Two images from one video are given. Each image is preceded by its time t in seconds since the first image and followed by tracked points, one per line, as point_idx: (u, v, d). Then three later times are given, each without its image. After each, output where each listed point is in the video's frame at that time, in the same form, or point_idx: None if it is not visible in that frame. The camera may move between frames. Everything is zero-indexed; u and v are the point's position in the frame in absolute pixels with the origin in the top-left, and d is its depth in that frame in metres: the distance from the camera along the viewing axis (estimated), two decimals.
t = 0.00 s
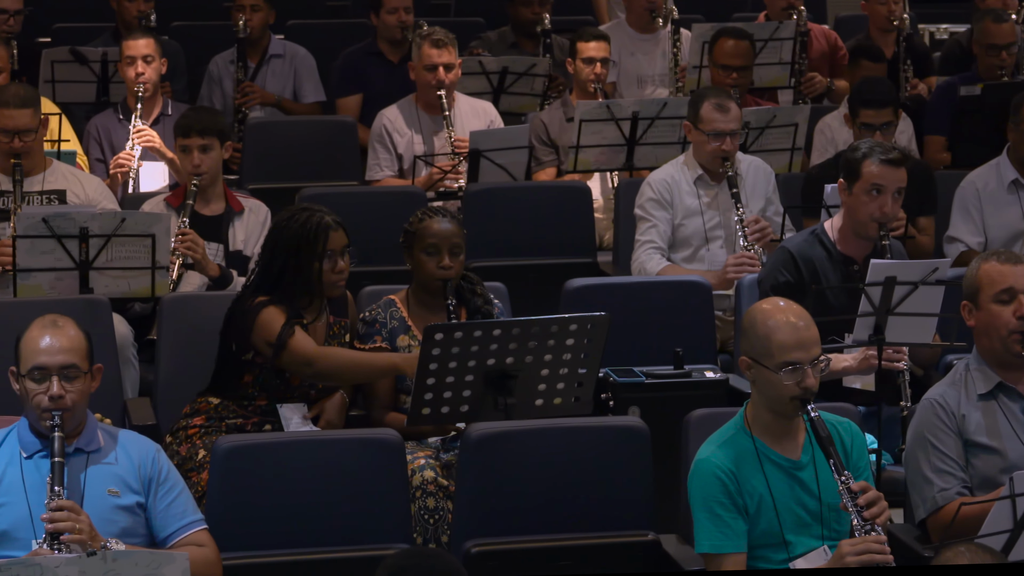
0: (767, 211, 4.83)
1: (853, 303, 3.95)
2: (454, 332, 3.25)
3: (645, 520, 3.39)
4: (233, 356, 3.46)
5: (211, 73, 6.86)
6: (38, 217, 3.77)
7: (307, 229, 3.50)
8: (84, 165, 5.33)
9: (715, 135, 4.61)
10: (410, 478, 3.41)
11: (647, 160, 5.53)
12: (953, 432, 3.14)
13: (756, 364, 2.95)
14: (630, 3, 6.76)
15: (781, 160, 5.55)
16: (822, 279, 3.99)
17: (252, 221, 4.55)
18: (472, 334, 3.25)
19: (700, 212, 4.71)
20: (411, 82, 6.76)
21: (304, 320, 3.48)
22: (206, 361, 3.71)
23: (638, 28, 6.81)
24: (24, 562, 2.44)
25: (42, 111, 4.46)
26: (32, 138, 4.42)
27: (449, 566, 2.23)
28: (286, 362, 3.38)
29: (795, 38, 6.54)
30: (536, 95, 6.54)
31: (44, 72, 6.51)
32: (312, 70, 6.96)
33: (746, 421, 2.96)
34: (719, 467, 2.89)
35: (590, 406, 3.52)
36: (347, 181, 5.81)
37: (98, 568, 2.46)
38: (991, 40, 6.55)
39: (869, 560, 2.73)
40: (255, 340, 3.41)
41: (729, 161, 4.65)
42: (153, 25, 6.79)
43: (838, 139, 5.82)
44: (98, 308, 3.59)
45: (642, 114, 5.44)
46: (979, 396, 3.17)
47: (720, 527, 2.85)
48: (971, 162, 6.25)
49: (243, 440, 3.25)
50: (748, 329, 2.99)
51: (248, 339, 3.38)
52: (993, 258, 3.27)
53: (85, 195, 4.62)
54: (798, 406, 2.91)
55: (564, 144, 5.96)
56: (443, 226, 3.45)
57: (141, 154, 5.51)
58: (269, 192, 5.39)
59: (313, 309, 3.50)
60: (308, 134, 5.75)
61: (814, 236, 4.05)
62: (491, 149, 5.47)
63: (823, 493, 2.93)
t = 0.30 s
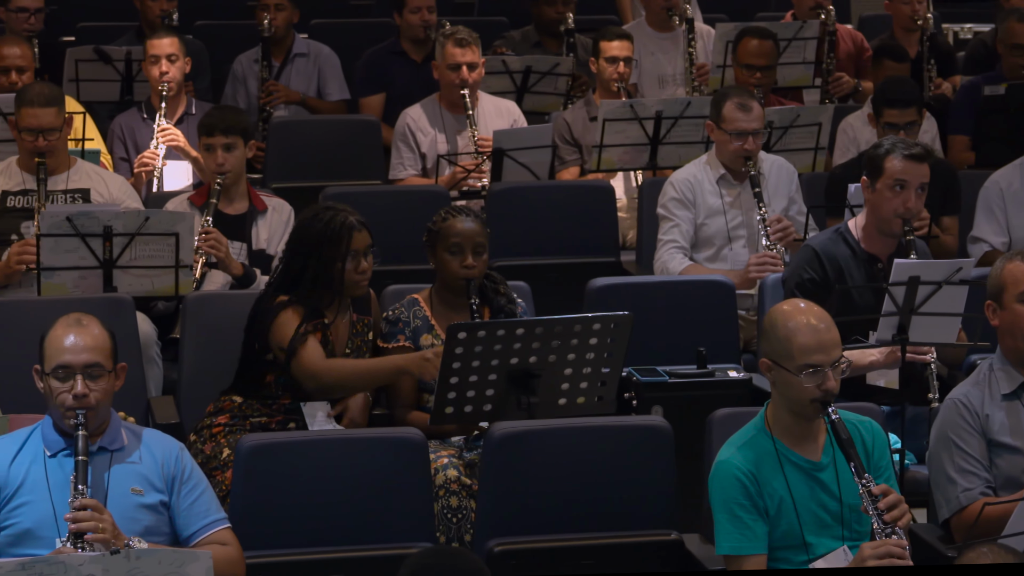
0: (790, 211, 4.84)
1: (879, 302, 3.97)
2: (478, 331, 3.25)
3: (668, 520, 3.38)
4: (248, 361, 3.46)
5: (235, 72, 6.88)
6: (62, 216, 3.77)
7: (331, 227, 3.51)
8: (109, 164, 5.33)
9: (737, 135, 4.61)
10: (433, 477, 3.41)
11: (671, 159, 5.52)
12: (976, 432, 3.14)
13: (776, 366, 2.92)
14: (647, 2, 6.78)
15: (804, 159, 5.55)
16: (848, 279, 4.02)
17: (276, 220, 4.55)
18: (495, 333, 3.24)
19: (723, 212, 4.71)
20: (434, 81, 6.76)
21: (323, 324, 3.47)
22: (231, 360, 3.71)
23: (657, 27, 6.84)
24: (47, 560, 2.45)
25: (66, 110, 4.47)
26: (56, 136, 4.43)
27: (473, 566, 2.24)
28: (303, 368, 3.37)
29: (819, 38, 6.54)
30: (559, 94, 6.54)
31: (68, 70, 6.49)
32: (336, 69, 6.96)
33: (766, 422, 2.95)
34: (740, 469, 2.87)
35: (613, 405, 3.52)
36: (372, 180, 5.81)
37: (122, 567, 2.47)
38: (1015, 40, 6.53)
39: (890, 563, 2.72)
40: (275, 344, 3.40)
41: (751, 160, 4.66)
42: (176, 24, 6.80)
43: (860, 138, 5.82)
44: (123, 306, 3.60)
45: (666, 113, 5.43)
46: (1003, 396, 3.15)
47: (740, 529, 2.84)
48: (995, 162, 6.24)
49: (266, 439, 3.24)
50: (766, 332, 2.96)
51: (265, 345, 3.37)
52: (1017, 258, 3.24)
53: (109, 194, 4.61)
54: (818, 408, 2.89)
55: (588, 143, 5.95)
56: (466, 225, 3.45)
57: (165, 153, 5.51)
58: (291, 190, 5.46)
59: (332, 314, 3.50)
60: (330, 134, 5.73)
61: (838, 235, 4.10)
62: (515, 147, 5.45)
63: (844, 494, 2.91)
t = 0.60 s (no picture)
0: (813, 209, 4.84)
1: (901, 302, 3.99)
2: (501, 330, 3.26)
3: (691, 519, 3.38)
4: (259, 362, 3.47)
5: (259, 71, 6.89)
6: (87, 214, 3.79)
7: (345, 227, 3.56)
8: (133, 163, 5.33)
9: (759, 134, 4.62)
10: (456, 476, 3.41)
11: (693, 159, 5.51)
12: (1000, 432, 3.10)
13: (800, 365, 2.92)
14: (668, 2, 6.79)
15: (828, 158, 5.54)
16: (870, 279, 4.05)
17: (299, 219, 4.55)
18: (518, 332, 3.25)
19: (745, 211, 4.72)
20: (457, 81, 6.75)
21: (330, 323, 3.52)
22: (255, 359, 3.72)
23: (677, 26, 6.85)
24: (71, 558, 2.44)
25: (91, 108, 4.47)
26: (80, 135, 4.43)
27: (495, 566, 2.24)
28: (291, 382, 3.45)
29: (842, 37, 6.53)
30: (582, 93, 6.52)
31: (92, 68, 6.48)
32: (360, 68, 6.96)
33: (791, 421, 2.94)
34: (765, 468, 2.87)
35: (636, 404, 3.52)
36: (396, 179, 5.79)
37: (146, 565, 2.48)
38: None
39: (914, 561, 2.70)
40: (284, 342, 3.44)
41: (773, 160, 4.68)
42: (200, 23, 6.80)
43: (883, 138, 5.81)
44: (147, 305, 3.60)
45: (689, 113, 5.42)
46: None
47: (766, 527, 2.84)
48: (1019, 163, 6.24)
49: (290, 438, 3.25)
50: (789, 331, 2.96)
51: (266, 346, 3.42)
52: None
53: (133, 192, 4.58)
54: (841, 407, 2.88)
55: (611, 142, 5.94)
56: (489, 224, 3.45)
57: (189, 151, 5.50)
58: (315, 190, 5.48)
59: (341, 314, 3.54)
60: (354, 132, 5.71)
61: (860, 234, 4.12)
62: (539, 147, 5.45)
63: (868, 493, 2.90)
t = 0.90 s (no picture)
0: (833, 209, 4.82)
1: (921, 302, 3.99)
2: (523, 329, 3.26)
3: (712, 519, 3.38)
4: (269, 365, 3.41)
5: (281, 70, 6.89)
6: (109, 213, 3.77)
7: (349, 225, 3.49)
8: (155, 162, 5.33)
9: (778, 132, 4.64)
10: (477, 475, 3.41)
11: (715, 158, 5.49)
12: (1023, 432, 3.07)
13: (829, 361, 2.94)
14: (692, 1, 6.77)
15: (850, 158, 5.54)
16: (889, 279, 4.04)
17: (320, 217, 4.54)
18: (539, 332, 3.25)
19: (766, 211, 4.71)
20: (479, 80, 6.74)
21: (335, 321, 3.48)
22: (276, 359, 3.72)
23: (701, 24, 6.82)
24: (92, 556, 2.44)
25: (113, 107, 4.48)
26: (103, 134, 4.44)
27: (517, 565, 2.25)
28: (298, 386, 3.40)
29: (865, 37, 6.53)
30: (605, 92, 6.48)
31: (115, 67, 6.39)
32: (382, 67, 6.95)
33: (819, 419, 2.95)
34: (792, 463, 2.87)
35: (658, 404, 3.52)
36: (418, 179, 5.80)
37: (167, 563, 2.49)
38: None
39: (942, 558, 2.70)
40: (293, 342, 3.40)
41: (793, 159, 4.67)
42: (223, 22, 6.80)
43: (907, 138, 5.81)
44: (169, 304, 3.60)
45: (711, 112, 5.42)
46: None
47: (791, 522, 2.84)
48: None
49: (311, 437, 3.25)
50: (820, 328, 2.97)
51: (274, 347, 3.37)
52: None
53: (155, 191, 4.58)
54: (871, 404, 2.88)
55: (633, 142, 5.93)
56: (512, 223, 3.45)
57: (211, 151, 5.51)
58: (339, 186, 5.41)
59: (345, 311, 3.50)
60: (374, 132, 5.71)
61: (879, 234, 4.11)
62: (560, 146, 5.44)
63: (894, 493, 2.90)
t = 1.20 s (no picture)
0: (851, 207, 4.83)
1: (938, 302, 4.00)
2: (543, 328, 3.26)
3: (733, 519, 3.38)
4: (286, 364, 3.40)
5: (302, 69, 6.89)
6: (129, 212, 3.79)
7: (361, 224, 3.48)
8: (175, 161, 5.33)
9: (796, 132, 4.62)
10: (497, 473, 3.41)
11: (735, 158, 5.47)
12: None
13: (855, 358, 2.94)
14: None
15: (870, 158, 5.53)
16: (906, 279, 4.04)
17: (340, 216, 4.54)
18: (559, 331, 3.25)
19: (784, 210, 4.72)
20: (499, 80, 6.73)
21: (350, 317, 3.46)
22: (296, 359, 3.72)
23: (724, 24, 6.80)
24: (112, 555, 2.44)
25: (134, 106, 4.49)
26: (123, 133, 4.44)
27: (536, 564, 2.26)
28: (314, 384, 3.38)
29: (885, 36, 6.53)
30: (625, 92, 6.50)
31: (135, 66, 6.35)
32: (402, 66, 6.95)
33: (843, 416, 2.95)
34: (816, 459, 2.87)
35: (678, 404, 3.52)
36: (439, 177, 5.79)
37: (187, 562, 2.48)
38: None
39: (965, 555, 2.67)
40: (309, 341, 3.39)
41: (812, 157, 4.67)
42: (242, 21, 6.80)
43: (928, 137, 5.80)
44: (189, 303, 3.60)
45: (731, 112, 5.39)
46: None
47: (814, 518, 2.84)
48: None
49: (332, 435, 3.25)
50: (846, 326, 2.98)
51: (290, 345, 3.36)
52: None
53: (175, 190, 4.58)
54: (896, 401, 2.89)
55: (653, 141, 5.91)
56: (532, 223, 3.45)
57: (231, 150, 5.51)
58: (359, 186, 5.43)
59: (360, 308, 3.49)
60: (393, 130, 5.70)
61: (896, 235, 4.11)
62: (581, 145, 5.43)
63: (917, 492, 2.90)
